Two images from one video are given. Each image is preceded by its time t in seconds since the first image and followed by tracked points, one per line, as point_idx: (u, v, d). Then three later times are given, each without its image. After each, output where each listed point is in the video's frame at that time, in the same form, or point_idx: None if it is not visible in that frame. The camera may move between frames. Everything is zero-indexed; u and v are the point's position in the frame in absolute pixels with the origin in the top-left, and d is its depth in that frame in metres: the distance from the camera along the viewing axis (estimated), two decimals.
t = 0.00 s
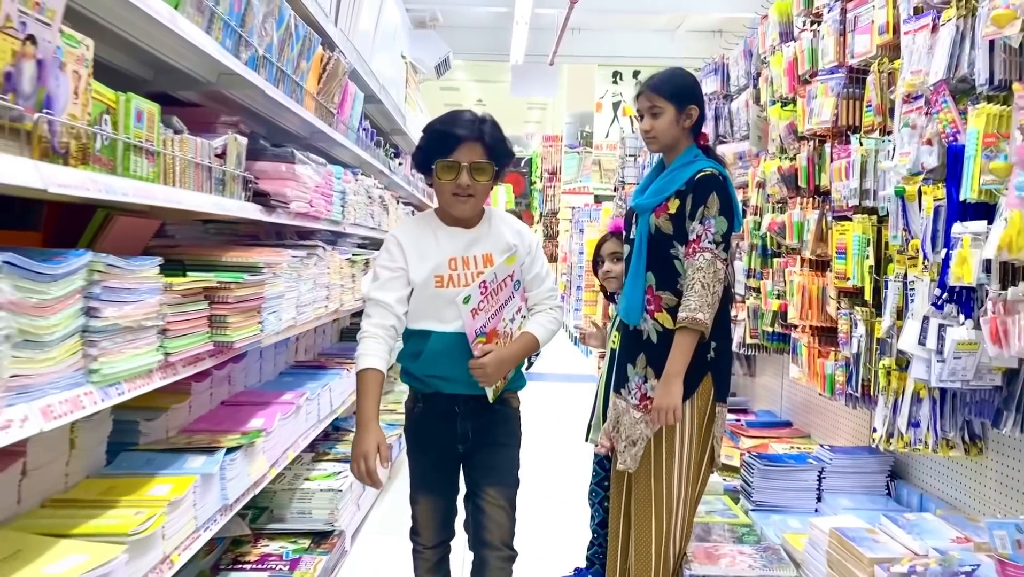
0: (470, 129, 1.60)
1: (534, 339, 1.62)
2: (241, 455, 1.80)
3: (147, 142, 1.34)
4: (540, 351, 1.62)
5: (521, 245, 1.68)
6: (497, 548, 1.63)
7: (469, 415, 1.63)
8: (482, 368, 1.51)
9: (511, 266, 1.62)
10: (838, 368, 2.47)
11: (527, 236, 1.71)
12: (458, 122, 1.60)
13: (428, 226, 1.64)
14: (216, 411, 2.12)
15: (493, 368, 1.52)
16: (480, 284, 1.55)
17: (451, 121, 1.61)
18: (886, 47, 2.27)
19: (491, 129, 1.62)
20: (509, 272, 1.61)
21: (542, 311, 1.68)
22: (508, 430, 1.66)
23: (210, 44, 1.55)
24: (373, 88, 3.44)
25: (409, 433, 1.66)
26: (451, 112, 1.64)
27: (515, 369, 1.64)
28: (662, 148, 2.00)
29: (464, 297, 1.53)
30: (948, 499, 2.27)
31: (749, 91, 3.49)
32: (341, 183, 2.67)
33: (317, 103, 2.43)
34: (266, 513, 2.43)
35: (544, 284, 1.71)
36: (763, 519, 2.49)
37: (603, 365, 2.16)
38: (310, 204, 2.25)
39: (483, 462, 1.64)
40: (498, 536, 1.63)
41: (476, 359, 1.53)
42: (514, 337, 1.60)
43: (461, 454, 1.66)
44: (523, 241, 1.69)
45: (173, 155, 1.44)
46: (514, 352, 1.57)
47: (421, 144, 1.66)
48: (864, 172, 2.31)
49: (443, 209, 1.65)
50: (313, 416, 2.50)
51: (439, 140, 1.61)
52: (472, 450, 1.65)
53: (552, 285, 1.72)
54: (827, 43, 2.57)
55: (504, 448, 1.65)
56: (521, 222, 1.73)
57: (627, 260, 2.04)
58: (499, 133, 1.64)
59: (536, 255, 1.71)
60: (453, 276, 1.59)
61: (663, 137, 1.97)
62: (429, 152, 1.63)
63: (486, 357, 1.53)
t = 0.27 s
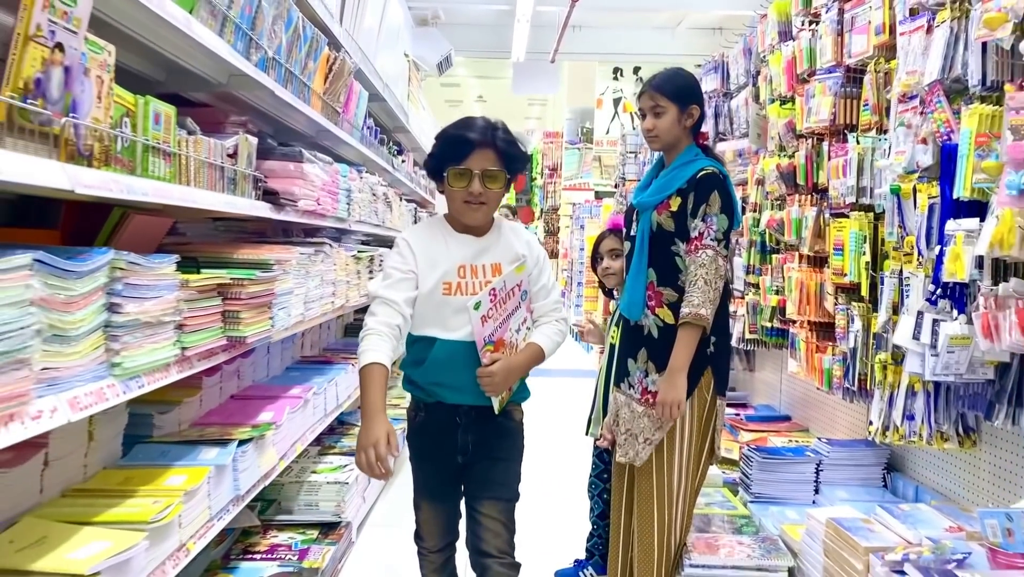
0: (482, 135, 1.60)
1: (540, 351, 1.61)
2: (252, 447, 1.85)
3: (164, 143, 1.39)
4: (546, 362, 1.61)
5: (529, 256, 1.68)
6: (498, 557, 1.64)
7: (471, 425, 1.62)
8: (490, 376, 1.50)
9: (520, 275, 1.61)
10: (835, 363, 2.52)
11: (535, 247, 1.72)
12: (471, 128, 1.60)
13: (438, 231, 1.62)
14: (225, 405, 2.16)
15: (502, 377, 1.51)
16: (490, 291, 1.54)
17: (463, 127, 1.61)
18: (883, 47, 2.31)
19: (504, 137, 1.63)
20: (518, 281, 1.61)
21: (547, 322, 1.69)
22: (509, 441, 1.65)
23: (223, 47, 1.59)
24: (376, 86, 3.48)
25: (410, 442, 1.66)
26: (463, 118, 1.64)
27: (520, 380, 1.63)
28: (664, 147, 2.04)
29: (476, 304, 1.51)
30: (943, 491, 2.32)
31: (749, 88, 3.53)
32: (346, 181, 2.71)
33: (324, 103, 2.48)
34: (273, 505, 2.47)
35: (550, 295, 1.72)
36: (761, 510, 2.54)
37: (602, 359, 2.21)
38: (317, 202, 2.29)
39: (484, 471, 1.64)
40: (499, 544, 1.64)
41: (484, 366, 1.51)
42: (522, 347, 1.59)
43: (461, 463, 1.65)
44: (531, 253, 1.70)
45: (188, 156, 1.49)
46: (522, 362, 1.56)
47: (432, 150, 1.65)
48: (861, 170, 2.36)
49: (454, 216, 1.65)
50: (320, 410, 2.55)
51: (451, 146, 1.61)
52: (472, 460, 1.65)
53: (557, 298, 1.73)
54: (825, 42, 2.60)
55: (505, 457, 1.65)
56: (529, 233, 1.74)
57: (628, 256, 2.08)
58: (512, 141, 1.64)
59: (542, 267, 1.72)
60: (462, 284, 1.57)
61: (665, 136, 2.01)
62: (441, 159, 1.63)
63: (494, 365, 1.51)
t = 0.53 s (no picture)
0: (493, 143, 1.56)
1: (546, 364, 1.56)
2: (261, 438, 1.90)
3: (179, 143, 1.43)
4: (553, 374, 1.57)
5: (539, 267, 1.64)
6: (504, 567, 1.64)
7: (473, 435, 1.58)
8: (496, 388, 1.46)
9: (529, 287, 1.57)
10: (832, 357, 2.56)
11: (545, 259, 1.68)
12: (482, 135, 1.56)
13: (448, 239, 1.58)
14: (234, 398, 2.21)
15: (509, 390, 1.47)
16: (499, 301, 1.49)
17: (474, 136, 1.56)
18: (879, 46, 2.35)
19: (513, 144, 1.58)
20: (527, 292, 1.57)
21: (554, 335, 1.63)
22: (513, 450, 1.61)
23: (234, 49, 1.63)
24: (380, 84, 3.52)
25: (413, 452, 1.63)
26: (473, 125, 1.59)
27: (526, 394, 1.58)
28: (664, 144, 2.08)
29: (483, 313, 1.48)
30: (937, 482, 2.36)
31: (748, 86, 3.56)
32: (351, 178, 2.75)
33: (329, 101, 2.52)
34: (279, 497, 2.51)
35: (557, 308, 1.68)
36: (759, 501, 2.59)
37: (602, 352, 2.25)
38: (323, 199, 2.34)
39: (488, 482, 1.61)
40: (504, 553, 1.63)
41: (492, 378, 1.47)
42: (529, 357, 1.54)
43: (465, 474, 1.62)
44: (541, 264, 1.65)
45: (201, 155, 1.53)
46: (529, 373, 1.52)
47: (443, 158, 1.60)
48: (857, 167, 2.40)
49: (463, 223, 1.60)
50: (326, 403, 2.60)
51: (462, 154, 1.56)
52: (476, 471, 1.61)
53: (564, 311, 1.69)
54: (822, 41, 2.64)
55: (510, 467, 1.61)
56: (538, 243, 1.69)
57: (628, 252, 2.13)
58: (521, 148, 1.59)
59: (551, 278, 1.67)
60: (470, 294, 1.53)
61: (666, 134, 2.06)
62: (451, 167, 1.59)
63: (501, 378, 1.47)
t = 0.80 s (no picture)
0: (502, 143, 1.54)
1: (553, 371, 1.54)
2: (269, 430, 1.94)
3: (191, 143, 1.48)
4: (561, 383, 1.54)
5: (549, 272, 1.61)
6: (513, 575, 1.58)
7: (480, 442, 1.56)
8: (505, 396, 1.44)
9: (540, 292, 1.54)
10: (828, 351, 2.60)
11: (555, 263, 1.65)
12: (491, 134, 1.54)
13: (458, 241, 1.55)
14: (241, 391, 2.26)
15: (515, 399, 1.45)
16: (510, 307, 1.46)
17: (483, 137, 1.54)
18: (874, 45, 2.39)
19: (522, 144, 1.56)
20: (537, 298, 1.53)
21: (562, 341, 1.61)
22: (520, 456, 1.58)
23: (243, 51, 1.67)
24: (382, 82, 3.56)
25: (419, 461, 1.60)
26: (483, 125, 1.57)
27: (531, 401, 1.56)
28: (663, 142, 2.12)
29: (493, 319, 1.42)
30: (931, 473, 2.40)
31: (746, 84, 3.61)
32: (354, 176, 2.79)
33: (333, 100, 2.56)
34: (286, 489, 2.56)
35: (566, 314, 1.65)
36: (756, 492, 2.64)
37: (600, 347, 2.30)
38: (328, 196, 2.38)
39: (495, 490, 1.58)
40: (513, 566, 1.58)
41: (499, 385, 1.45)
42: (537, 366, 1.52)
43: (472, 482, 1.59)
44: (552, 269, 1.62)
45: (212, 154, 1.57)
46: (535, 381, 1.50)
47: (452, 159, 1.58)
48: (853, 164, 2.44)
49: (472, 225, 1.57)
50: (331, 396, 2.64)
51: (470, 154, 1.54)
52: (483, 478, 1.58)
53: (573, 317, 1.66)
54: (819, 40, 2.69)
55: (517, 474, 1.58)
56: (549, 248, 1.66)
57: (626, 249, 2.17)
58: (529, 147, 1.57)
59: (560, 284, 1.65)
60: (479, 298, 1.50)
61: (665, 132, 2.10)
62: (460, 168, 1.56)
63: (509, 385, 1.45)
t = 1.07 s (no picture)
0: (505, 130, 1.50)
1: (563, 368, 1.52)
2: (275, 423, 1.99)
3: (201, 143, 1.52)
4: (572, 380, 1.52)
5: (560, 266, 1.58)
6: None
7: (491, 439, 1.55)
8: (512, 395, 1.42)
9: (550, 287, 1.51)
10: (824, 345, 2.65)
11: (566, 256, 1.62)
12: (494, 121, 1.51)
13: (464, 236, 1.54)
14: (247, 385, 2.30)
15: (524, 398, 1.43)
16: (517, 303, 1.43)
17: (486, 124, 1.51)
18: (868, 45, 2.43)
19: (525, 132, 1.53)
20: (547, 293, 1.51)
21: (573, 337, 1.58)
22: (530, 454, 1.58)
23: (251, 52, 1.71)
24: (384, 79, 3.59)
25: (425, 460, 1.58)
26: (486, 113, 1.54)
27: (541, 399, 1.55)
28: (660, 140, 2.16)
29: (500, 316, 1.40)
30: (925, 465, 2.45)
31: (744, 81, 3.65)
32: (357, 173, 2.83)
33: (337, 99, 2.60)
34: (291, 481, 2.60)
35: (578, 309, 1.62)
36: (753, 484, 2.69)
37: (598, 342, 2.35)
38: (332, 194, 2.42)
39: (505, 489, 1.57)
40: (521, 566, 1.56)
41: (507, 383, 1.43)
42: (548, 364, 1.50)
43: (480, 480, 1.59)
44: (562, 262, 1.60)
45: (220, 154, 1.62)
46: (546, 378, 1.48)
47: (455, 150, 1.56)
48: (847, 162, 2.48)
49: (479, 219, 1.55)
50: (335, 391, 2.69)
51: (473, 143, 1.51)
52: (493, 477, 1.58)
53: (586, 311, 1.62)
54: (815, 40, 2.73)
55: (528, 473, 1.58)
56: (560, 241, 1.64)
57: (624, 245, 2.21)
58: (532, 134, 1.54)
59: (572, 278, 1.62)
60: (486, 294, 1.49)
61: (663, 131, 2.14)
62: (463, 159, 1.54)
63: (517, 383, 1.43)
